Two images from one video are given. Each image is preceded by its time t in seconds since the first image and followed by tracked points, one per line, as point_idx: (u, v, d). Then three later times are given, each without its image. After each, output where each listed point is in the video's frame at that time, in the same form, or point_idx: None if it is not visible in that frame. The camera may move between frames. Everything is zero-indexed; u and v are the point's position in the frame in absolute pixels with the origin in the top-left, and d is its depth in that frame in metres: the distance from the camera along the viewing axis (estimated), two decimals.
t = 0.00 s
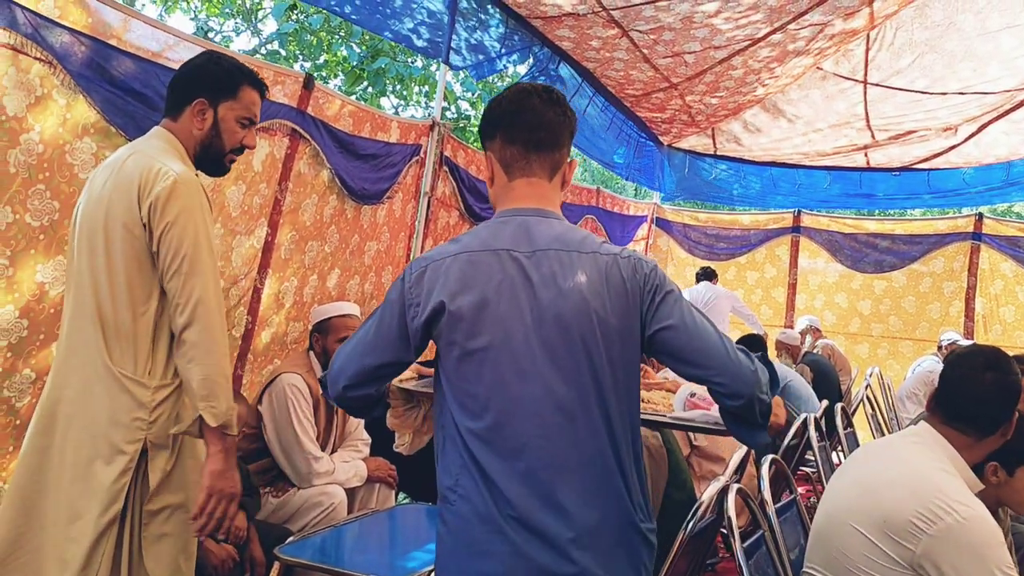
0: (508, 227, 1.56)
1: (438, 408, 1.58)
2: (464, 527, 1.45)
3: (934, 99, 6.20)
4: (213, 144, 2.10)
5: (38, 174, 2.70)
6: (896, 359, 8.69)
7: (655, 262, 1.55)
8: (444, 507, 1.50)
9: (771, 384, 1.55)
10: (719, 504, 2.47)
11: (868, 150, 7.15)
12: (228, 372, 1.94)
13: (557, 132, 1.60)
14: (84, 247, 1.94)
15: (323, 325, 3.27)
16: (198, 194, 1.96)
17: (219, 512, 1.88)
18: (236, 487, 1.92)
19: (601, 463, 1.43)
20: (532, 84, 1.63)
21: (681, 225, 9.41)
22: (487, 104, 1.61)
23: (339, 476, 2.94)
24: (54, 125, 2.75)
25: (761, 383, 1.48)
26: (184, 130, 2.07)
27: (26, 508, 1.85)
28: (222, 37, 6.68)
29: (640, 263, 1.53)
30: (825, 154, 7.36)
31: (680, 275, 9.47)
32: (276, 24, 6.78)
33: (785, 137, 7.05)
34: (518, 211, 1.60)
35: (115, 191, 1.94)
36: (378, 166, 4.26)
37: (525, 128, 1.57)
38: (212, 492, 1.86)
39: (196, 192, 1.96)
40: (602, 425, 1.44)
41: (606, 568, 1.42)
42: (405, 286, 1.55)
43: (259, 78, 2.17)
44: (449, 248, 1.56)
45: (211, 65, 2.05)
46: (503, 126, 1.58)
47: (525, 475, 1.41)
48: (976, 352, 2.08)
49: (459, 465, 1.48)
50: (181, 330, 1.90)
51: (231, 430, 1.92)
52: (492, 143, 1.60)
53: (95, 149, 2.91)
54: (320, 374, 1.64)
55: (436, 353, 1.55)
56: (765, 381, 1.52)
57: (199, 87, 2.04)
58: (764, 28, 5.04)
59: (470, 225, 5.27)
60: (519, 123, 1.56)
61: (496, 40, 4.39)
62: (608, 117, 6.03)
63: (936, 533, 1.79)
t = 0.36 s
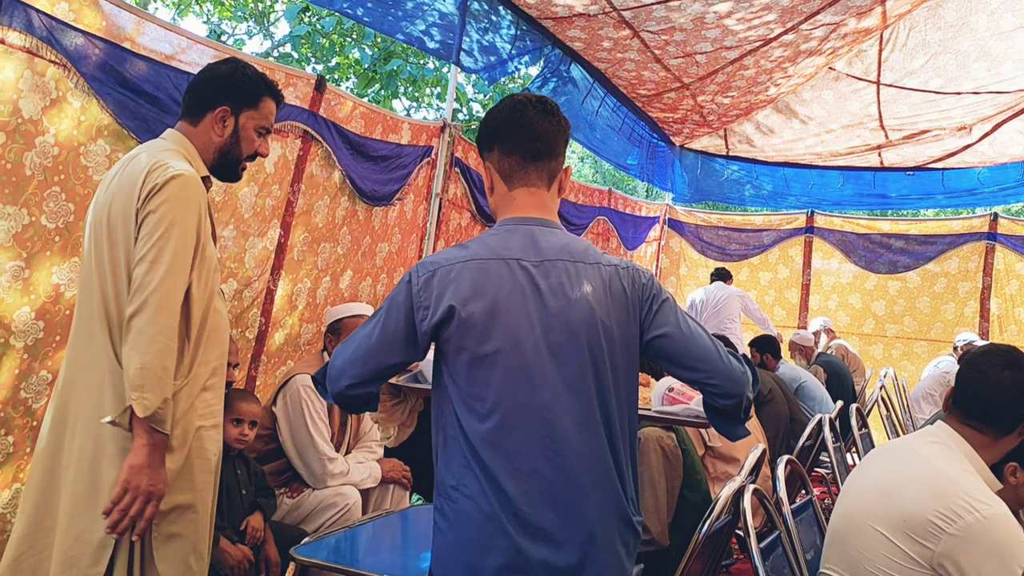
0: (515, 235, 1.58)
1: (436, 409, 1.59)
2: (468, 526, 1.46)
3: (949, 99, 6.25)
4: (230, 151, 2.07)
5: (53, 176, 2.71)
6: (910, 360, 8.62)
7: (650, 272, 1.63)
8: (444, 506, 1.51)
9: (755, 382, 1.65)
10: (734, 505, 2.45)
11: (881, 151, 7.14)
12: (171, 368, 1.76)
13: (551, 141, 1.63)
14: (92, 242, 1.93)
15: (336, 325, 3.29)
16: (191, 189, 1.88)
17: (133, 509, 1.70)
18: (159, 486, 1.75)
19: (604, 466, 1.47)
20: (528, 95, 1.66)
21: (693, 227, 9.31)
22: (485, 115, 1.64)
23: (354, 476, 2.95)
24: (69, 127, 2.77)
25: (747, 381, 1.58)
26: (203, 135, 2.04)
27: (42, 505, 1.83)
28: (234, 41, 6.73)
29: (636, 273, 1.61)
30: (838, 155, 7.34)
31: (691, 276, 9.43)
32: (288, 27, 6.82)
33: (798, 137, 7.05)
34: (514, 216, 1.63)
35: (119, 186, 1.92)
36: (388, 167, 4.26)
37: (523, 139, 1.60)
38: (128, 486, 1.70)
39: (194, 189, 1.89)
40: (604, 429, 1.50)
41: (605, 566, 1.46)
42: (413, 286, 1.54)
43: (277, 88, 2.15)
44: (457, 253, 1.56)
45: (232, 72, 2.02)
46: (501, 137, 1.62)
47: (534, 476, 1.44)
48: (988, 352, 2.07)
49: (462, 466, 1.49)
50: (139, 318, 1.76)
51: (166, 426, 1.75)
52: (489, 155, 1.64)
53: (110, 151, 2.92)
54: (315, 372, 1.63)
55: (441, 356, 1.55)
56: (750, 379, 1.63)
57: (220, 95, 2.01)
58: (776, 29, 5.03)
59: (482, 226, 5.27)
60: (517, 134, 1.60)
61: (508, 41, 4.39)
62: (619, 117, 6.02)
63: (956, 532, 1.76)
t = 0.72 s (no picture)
0: (522, 230, 1.64)
1: (440, 397, 1.63)
2: (475, 510, 1.50)
3: (961, 97, 6.22)
4: (236, 151, 2.06)
5: (66, 177, 2.73)
6: (923, 359, 8.57)
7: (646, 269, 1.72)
8: (450, 490, 1.55)
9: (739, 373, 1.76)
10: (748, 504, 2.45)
11: (893, 149, 7.12)
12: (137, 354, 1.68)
13: (549, 140, 1.68)
14: (98, 237, 1.94)
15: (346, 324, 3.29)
16: (190, 182, 1.86)
17: (93, 497, 1.62)
18: (117, 473, 1.66)
19: (605, 450, 1.55)
20: (526, 96, 1.72)
21: (704, 226, 9.28)
22: (485, 115, 1.69)
23: (367, 475, 2.96)
24: (82, 127, 2.78)
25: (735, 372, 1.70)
26: (209, 135, 2.03)
27: (49, 498, 1.83)
28: (245, 41, 6.76)
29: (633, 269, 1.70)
30: (850, 153, 7.32)
31: (702, 275, 9.40)
32: (299, 28, 6.84)
33: (809, 136, 7.01)
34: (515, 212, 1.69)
35: (124, 182, 1.92)
36: (398, 167, 4.26)
37: (522, 139, 1.66)
38: (87, 473, 1.64)
39: (195, 188, 1.87)
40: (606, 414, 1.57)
41: (604, 544, 1.53)
42: (423, 277, 1.57)
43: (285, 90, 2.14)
44: (467, 246, 1.60)
45: (238, 72, 2.01)
46: (501, 137, 1.67)
47: (542, 461, 1.50)
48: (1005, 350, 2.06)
49: (469, 451, 1.54)
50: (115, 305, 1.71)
51: (122, 412, 1.66)
52: (490, 154, 1.70)
53: (122, 151, 2.93)
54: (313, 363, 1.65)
55: (448, 346, 1.59)
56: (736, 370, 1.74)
57: (227, 95, 2.00)
58: (786, 26, 5.01)
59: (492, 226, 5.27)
60: (516, 134, 1.65)
61: (518, 41, 4.38)
62: (629, 116, 6.01)
63: (974, 531, 1.75)
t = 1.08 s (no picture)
0: (527, 228, 1.65)
1: (442, 391, 1.63)
2: (481, 502, 1.51)
3: (973, 95, 6.20)
4: (242, 150, 2.06)
5: (80, 177, 2.74)
6: (936, 357, 8.52)
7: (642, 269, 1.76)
8: (453, 483, 1.55)
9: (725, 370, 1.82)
10: (761, 502, 2.45)
11: (905, 146, 7.09)
12: (131, 350, 1.68)
13: (548, 143, 1.70)
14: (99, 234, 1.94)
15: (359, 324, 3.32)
16: (189, 179, 1.86)
17: (89, 491, 1.64)
18: (113, 469, 1.67)
19: (608, 442, 1.57)
20: (526, 100, 1.73)
21: (714, 224, 9.26)
22: (488, 117, 1.70)
23: (380, 473, 2.98)
24: (95, 127, 2.79)
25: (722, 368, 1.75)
26: (214, 135, 2.02)
27: (44, 491, 1.84)
28: (257, 41, 6.78)
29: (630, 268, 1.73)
30: (861, 150, 7.29)
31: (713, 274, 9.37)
32: (309, 28, 6.86)
33: (820, 133, 6.98)
34: (516, 213, 1.69)
35: (127, 179, 1.92)
36: (408, 165, 4.27)
37: (521, 141, 1.67)
38: (83, 468, 1.65)
39: (195, 187, 1.87)
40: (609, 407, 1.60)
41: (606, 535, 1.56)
42: (430, 272, 1.57)
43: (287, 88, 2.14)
44: (474, 242, 1.61)
45: (240, 70, 2.00)
46: (500, 138, 1.69)
47: (546, 453, 1.51)
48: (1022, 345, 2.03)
49: (473, 444, 1.54)
50: (110, 302, 1.71)
51: (113, 407, 1.66)
52: (491, 156, 1.72)
53: (135, 151, 2.94)
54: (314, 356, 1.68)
55: (452, 341, 1.59)
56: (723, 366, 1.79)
57: (229, 93, 2.00)
58: (797, 22, 4.99)
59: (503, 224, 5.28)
60: (515, 138, 1.66)
61: (528, 40, 4.38)
62: (640, 115, 5.99)
63: (990, 529, 1.73)
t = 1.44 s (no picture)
0: (524, 235, 1.69)
1: (440, 391, 1.67)
2: (481, 499, 1.56)
3: (990, 89, 6.14)
4: (244, 143, 2.03)
5: (98, 174, 2.75)
6: (953, 353, 8.45)
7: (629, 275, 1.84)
8: (453, 479, 1.60)
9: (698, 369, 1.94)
10: (779, 498, 2.44)
11: (921, 141, 7.03)
12: (141, 347, 1.69)
13: (545, 154, 1.75)
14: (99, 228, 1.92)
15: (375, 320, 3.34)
16: (189, 172, 1.84)
17: (116, 486, 1.67)
18: (134, 463, 1.69)
19: (600, 442, 1.64)
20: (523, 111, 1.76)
21: (729, 220, 9.22)
22: (488, 125, 1.73)
23: (396, 470, 3.00)
24: (112, 125, 2.80)
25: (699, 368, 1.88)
26: (216, 129, 2.00)
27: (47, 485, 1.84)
28: (271, 40, 6.81)
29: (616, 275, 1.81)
30: (877, 145, 7.23)
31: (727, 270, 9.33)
32: (323, 26, 6.88)
33: (835, 129, 6.93)
34: (510, 223, 1.73)
35: (127, 173, 1.90)
36: (421, 162, 4.27)
37: (519, 150, 1.71)
38: (106, 466, 1.67)
39: (195, 179, 1.85)
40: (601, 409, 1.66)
41: (597, 529, 1.63)
42: (432, 276, 1.60)
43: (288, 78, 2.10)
44: (473, 249, 1.64)
45: (239, 62, 1.98)
46: (497, 146, 1.72)
47: (542, 452, 1.57)
48: None
49: (471, 443, 1.59)
50: (116, 299, 1.71)
51: (128, 403, 1.67)
52: (489, 164, 1.75)
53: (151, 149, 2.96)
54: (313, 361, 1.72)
55: (450, 344, 1.63)
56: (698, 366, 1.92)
57: (229, 85, 1.97)
58: (812, 15, 4.95)
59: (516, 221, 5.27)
60: (513, 147, 1.70)
61: (542, 37, 4.37)
62: (653, 111, 5.96)
63: (1009, 523, 1.72)
